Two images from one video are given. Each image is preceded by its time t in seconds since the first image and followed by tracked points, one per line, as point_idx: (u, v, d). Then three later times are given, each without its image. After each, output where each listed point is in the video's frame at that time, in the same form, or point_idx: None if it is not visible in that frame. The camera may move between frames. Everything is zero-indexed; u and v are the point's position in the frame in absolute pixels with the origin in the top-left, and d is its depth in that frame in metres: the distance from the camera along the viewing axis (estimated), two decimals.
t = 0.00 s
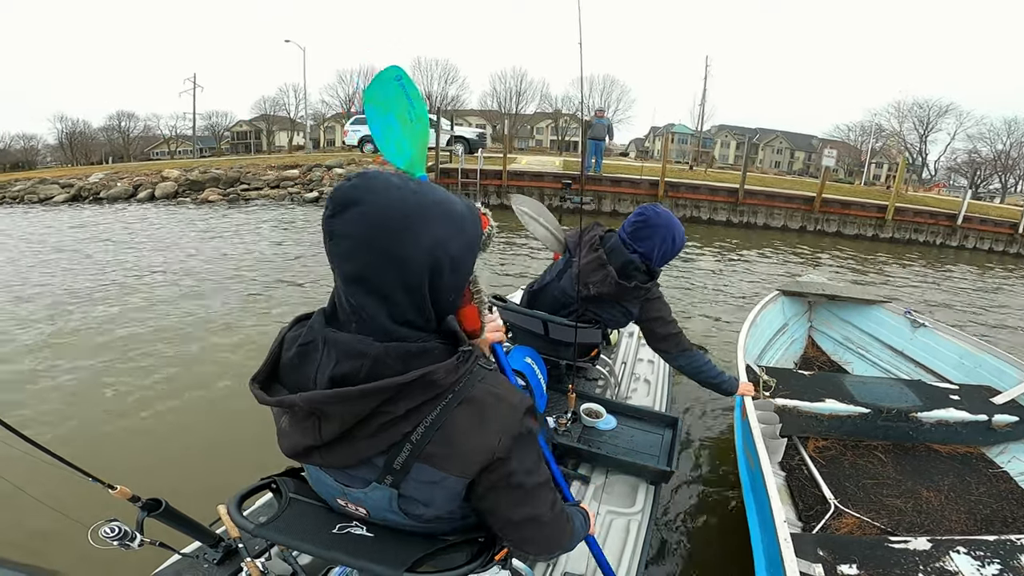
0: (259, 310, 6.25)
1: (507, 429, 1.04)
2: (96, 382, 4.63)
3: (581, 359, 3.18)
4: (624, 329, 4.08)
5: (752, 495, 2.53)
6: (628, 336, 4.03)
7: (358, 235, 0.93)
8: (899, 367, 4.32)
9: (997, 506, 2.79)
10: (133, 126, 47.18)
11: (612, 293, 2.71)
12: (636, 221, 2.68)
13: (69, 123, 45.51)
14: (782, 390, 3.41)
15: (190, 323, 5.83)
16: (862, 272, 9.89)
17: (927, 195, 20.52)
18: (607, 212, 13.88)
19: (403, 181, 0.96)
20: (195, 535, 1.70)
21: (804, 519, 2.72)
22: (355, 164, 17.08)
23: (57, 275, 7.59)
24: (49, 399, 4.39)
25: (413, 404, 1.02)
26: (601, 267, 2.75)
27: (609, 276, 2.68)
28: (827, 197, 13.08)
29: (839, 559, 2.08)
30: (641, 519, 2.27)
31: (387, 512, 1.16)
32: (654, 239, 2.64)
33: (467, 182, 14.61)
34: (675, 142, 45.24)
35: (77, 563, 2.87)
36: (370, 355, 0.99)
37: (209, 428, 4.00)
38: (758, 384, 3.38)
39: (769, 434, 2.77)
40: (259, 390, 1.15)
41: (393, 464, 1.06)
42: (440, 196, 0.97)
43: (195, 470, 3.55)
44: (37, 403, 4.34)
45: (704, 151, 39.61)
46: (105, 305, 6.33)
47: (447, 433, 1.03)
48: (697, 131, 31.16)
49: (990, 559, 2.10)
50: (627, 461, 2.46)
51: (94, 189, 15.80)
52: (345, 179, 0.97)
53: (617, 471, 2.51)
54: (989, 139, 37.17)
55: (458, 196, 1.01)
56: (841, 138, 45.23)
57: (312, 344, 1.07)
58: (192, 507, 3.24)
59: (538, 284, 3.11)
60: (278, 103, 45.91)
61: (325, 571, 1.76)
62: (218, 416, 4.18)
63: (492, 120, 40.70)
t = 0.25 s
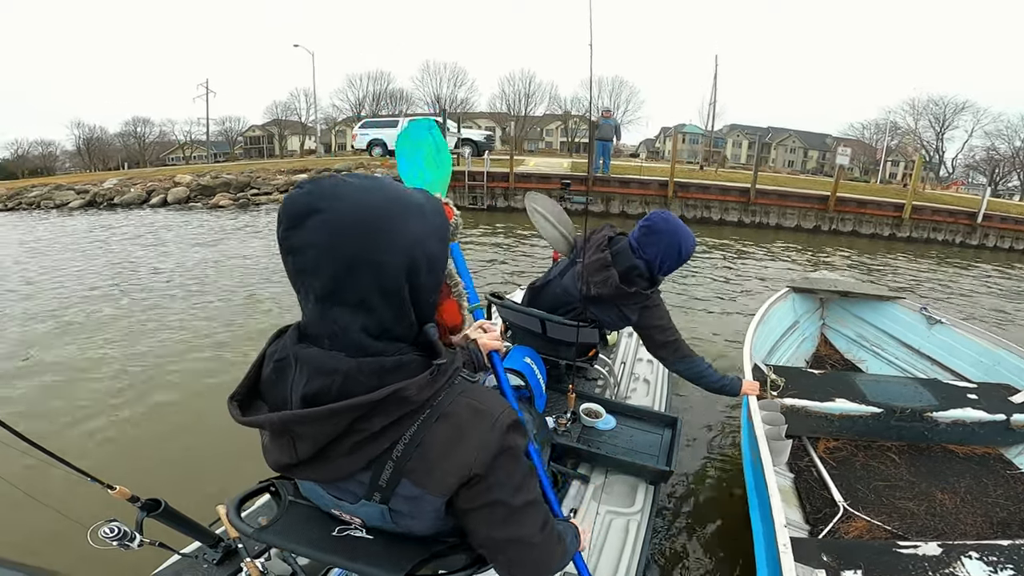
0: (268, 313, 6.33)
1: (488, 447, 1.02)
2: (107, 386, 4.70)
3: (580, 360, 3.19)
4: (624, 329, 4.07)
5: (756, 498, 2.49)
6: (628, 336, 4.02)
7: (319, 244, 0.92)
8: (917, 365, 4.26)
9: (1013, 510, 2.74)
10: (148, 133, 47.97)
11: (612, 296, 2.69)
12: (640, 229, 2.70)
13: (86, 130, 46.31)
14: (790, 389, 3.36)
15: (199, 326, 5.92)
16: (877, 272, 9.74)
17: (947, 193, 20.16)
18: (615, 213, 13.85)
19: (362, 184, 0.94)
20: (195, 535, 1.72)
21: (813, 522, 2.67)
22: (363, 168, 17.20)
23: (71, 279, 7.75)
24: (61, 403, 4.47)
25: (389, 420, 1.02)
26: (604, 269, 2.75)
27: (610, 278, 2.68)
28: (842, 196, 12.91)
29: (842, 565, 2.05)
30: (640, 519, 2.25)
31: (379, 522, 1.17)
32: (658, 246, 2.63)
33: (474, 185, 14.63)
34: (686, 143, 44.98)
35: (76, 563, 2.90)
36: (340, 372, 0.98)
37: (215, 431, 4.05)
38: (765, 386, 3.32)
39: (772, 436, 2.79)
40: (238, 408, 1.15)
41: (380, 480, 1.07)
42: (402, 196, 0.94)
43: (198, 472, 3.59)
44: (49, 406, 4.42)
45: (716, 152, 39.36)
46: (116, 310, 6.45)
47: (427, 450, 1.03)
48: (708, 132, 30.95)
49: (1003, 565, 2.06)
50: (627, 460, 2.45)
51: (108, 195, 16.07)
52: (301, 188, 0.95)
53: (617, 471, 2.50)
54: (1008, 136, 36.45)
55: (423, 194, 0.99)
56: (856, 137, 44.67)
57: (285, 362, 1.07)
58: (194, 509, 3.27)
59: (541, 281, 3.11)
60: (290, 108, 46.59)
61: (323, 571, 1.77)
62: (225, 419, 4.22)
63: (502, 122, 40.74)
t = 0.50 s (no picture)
0: (276, 312, 6.38)
1: (484, 455, 1.02)
2: (114, 383, 4.76)
3: (581, 360, 3.18)
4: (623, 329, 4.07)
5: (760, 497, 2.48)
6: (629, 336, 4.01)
7: (312, 252, 0.92)
8: (931, 365, 4.21)
9: None
10: (161, 129, 48.43)
11: (611, 301, 2.71)
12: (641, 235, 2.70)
13: (99, 127, 46.86)
14: (800, 390, 3.31)
15: (208, 324, 5.99)
16: (890, 271, 9.61)
17: (966, 190, 19.81)
18: (623, 211, 13.79)
19: (354, 188, 0.93)
20: (196, 536, 1.75)
21: (817, 523, 2.68)
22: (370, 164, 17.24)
23: (84, 277, 7.86)
24: (70, 400, 4.53)
25: (381, 429, 1.02)
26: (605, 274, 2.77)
27: (610, 284, 2.70)
28: (856, 193, 12.74)
29: (843, 568, 2.03)
30: (641, 519, 2.26)
31: (371, 522, 1.18)
32: (665, 251, 2.64)
33: (481, 182, 14.61)
34: (696, 139, 44.64)
35: (77, 564, 2.95)
36: (335, 379, 0.99)
37: (220, 429, 4.10)
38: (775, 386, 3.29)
39: (779, 436, 2.76)
40: (238, 410, 1.17)
41: (372, 485, 1.06)
42: (394, 201, 0.93)
43: (201, 472, 3.63)
44: (58, 404, 4.48)
45: (727, 148, 39.04)
46: (127, 308, 6.54)
47: (420, 457, 1.03)
48: (719, 127, 30.65)
49: (1007, 571, 2.03)
50: (627, 460, 2.45)
51: (120, 192, 16.25)
52: (296, 193, 0.94)
53: (617, 471, 2.50)
54: None
55: (416, 197, 0.97)
56: (871, 133, 44.08)
57: (283, 366, 1.09)
58: (195, 510, 3.30)
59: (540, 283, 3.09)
60: (301, 104, 46.82)
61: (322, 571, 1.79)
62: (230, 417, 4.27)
63: (511, 119, 40.65)
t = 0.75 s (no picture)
0: (279, 309, 6.42)
1: (505, 449, 1.08)
2: (117, 380, 4.80)
3: (581, 360, 3.19)
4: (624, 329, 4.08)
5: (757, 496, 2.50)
6: (628, 336, 4.02)
7: (330, 253, 0.92)
8: (936, 368, 4.18)
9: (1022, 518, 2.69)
10: (167, 124, 48.60)
11: (611, 299, 2.72)
12: (649, 244, 2.66)
13: (105, 122, 47.10)
14: (802, 391, 3.29)
15: (212, 321, 6.03)
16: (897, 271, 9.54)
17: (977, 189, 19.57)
18: (627, 208, 13.74)
19: (373, 191, 0.93)
20: (195, 537, 1.76)
21: (814, 523, 2.71)
22: (373, 160, 17.23)
23: (90, 273, 7.93)
24: (73, 397, 4.57)
25: (399, 431, 1.03)
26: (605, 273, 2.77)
27: (611, 283, 2.70)
28: (865, 192, 12.62)
29: (837, 568, 2.05)
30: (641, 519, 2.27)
31: (374, 522, 1.19)
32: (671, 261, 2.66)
33: (483, 178, 14.58)
34: (702, 134, 44.40)
35: (77, 565, 2.98)
36: (352, 382, 1.00)
37: (222, 428, 4.14)
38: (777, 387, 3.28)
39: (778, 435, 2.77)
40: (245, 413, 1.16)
41: (386, 484, 1.08)
42: (410, 204, 0.93)
43: (196, 472, 3.66)
44: (62, 401, 4.52)
45: (734, 144, 38.80)
46: (131, 304, 6.59)
47: (439, 455, 1.07)
48: (726, 123, 30.41)
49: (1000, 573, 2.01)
50: (627, 461, 2.46)
51: (124, 187, 16.33)
52: (315, 193, 0.94)
53: (616, 471, 2.51)
54: None
55: (435, 201, 0.98)
56: (879, 130, 43.69)
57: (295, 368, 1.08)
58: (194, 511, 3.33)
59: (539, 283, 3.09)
60: (306, 99, 46.87)
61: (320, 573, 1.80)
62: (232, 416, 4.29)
63: (516, 114, 40.51)
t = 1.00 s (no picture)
0: (280, 306, 6.42)
1: (514, 443, 1.12)
2: (116, 377, 4.81)
3: (580, 360, 3.19)
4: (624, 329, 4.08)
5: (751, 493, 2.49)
6: (628, 336, 4.03)
7: (349, 251, 0.94)
8: (927, 372, 4.20)
9: (1009, 518, 2.70)
10: (168, 119, 48.61)
11: (612, 297, 2.74)
12: (654, 248, 2.66)
13: (106, 117, 47.10)
14: (797, 390, 3.30)
15: (212, 318, 6.04)
16: (898, 274, 9.54)
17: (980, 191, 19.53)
18: (628, 208, 13.74)
19: (394, 192, 0.95)
20: (195, 537, 1.77)
21: (806, 520, 2.71)
22: (373, 157, 17.23)
23: (90, 268, 7.94)
24: (72, 394, 4.58)
25: (412, 429, 1.04)
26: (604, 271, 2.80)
27: (611, 280, 2.72)
28: (867, 194, 12.61)
29: (825, 562, 2.05)
30: (640, 520, 2.29)
31: (379, 520, 1.21)
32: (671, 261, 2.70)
33: (483, 176, 14.59)
34: (704, 134, 44.35)
35: (76, 564, 2.99)
36: (366, 378, 1.01)
37: (222, 426, 4.15)
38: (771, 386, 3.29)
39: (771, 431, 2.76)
40: (251, 408, 1.15)
41: (393, 481, 1.10)
42: (430, 205, 0.95)
43: (193, 470, 3.66)
44: (61, 398, 4.53)
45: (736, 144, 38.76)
46: (131, 300, 6.60)
47: (451, 452, 1.09)
48: (728, 123, 30.35)
49: (983, 570, 2.04)
50: (627, 461, 2.47)
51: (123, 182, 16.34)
52: (331, 191, 0.96)
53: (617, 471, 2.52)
54: None
55: (456, 203, 0.99)
56: (881, 130, 43.62)
57: (308, 364, 1.09)
58: (192, 509, 3.33)
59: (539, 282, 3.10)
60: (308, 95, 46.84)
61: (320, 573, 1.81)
62: (232, 414, 4.31)
63: (517, 111, 40.47)
